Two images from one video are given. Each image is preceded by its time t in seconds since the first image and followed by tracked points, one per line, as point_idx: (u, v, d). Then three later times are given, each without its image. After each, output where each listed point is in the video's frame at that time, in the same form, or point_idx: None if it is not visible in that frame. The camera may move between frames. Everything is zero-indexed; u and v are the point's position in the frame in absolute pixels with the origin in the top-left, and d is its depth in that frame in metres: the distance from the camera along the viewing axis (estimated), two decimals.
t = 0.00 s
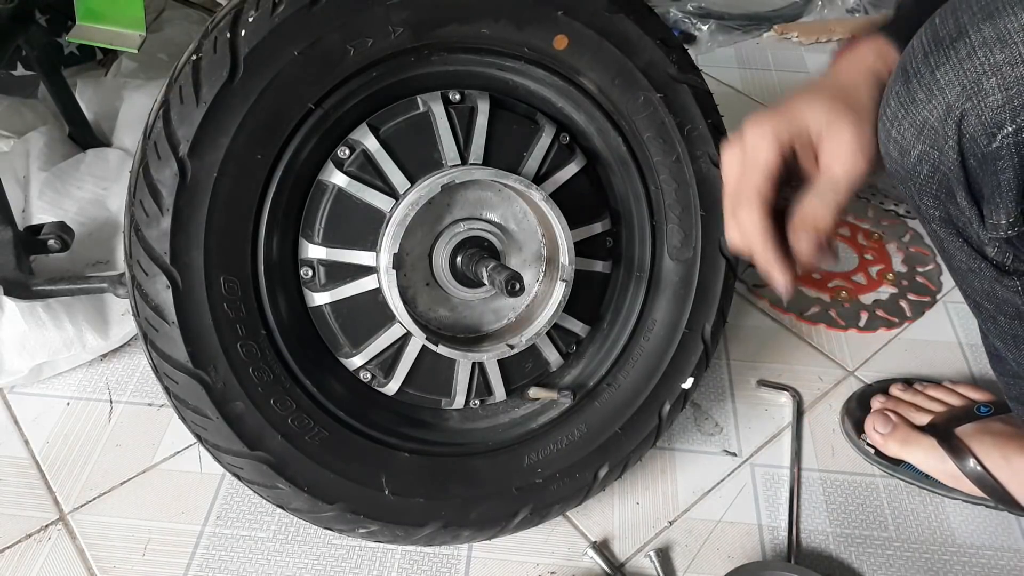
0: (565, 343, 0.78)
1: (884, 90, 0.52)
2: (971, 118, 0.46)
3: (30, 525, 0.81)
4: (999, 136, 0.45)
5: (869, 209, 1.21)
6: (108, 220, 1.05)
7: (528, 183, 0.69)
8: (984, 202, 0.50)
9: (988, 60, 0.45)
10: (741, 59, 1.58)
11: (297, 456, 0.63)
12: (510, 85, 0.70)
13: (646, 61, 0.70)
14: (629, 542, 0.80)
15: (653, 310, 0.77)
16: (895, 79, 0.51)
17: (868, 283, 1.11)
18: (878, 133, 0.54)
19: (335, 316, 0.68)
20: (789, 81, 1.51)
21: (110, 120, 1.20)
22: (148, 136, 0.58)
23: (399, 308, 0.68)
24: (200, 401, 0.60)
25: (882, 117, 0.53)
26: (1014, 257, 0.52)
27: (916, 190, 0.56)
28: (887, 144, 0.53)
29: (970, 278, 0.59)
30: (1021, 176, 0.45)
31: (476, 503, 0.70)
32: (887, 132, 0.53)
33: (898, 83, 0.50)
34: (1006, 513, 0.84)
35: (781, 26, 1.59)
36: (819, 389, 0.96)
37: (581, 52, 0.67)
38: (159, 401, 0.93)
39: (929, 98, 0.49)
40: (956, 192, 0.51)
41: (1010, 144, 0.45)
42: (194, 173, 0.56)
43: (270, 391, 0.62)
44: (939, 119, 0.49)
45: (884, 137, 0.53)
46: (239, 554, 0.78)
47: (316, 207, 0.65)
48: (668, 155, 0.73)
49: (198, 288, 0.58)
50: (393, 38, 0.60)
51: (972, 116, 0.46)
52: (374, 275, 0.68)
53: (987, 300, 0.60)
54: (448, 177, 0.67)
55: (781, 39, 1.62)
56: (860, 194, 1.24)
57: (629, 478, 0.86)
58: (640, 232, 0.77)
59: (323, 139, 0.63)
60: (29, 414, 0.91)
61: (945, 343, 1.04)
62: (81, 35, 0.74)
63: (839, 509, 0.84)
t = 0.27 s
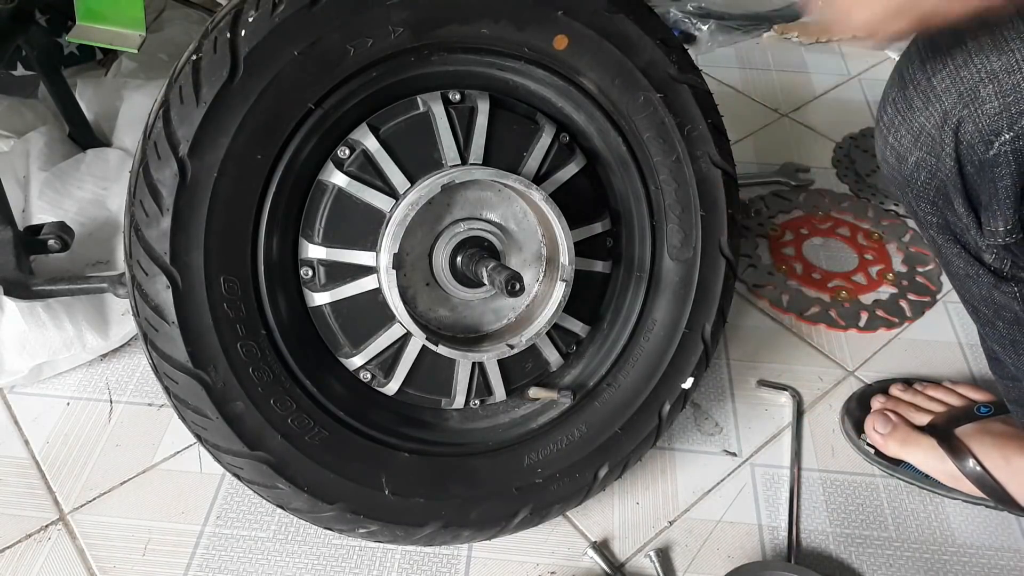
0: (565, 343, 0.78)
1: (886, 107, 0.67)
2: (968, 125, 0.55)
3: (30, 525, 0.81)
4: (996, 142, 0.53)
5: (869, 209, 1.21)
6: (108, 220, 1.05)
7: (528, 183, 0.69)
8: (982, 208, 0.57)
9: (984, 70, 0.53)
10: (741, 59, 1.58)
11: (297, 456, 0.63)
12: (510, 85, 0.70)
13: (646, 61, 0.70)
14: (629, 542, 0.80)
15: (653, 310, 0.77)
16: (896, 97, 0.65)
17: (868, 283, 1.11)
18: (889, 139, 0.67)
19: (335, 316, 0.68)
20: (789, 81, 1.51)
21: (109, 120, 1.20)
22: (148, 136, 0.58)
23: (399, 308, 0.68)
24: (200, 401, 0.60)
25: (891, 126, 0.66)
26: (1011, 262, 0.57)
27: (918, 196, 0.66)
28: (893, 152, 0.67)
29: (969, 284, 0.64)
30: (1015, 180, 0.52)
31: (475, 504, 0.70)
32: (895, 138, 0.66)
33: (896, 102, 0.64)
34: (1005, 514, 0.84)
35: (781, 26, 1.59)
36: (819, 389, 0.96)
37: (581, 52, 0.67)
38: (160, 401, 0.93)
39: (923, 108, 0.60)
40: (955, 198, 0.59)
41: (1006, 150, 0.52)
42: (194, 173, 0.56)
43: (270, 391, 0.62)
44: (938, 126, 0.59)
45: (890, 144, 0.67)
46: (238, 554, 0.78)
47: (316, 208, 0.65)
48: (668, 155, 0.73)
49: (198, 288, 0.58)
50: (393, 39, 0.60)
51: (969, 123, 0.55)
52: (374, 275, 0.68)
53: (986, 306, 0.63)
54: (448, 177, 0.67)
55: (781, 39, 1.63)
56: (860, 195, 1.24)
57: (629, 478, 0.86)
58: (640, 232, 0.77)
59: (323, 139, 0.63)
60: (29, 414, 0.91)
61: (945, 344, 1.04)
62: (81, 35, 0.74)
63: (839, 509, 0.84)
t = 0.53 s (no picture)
0: (565, 344, 0.78)
1: (888, 102, 0.64)
2: (972, 122, 0.53)
3: (30, 525, 0.81)
4: (1001, 140, 0.51)
5: (869, 209, 1.21)
6: (108, 220, 1.05)
7: (528, 183, 0.69)
8: (985, 206, 0.55)
9: (989, 65, 0.51)
10: (741, 59, 1.58)
11: (297, 456, 0.63)
12: (510, 85, 0.70)
13: (646, 61, 0.70)
14: (629, 542, 0.80)
15: (652, 309, 0.77)
16: (897, 92, 0.62)
17: (868, 283, 1.11)
18: (891, 136, 0.65)
19: (335, 316, 0.68)
20: (789, 81, 1.51)
21: (109, 120, 1.20)
22: (148, 136, 0.58)
23: (399, 308, 0.68)
24: (200, 401, 0.60)
25: (892, 123, 0.64)
26: (1014, 261, 0.56)
27: (920, 194, 0.64)
28: (895, 149, 0.65)
29: (970, 282, 0.63)
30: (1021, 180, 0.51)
31: (476, 503, 0.70)
32: (897, 136, 0.63)
33: (898, 99, 0.62)
34: (1005, 513, 0.84)
35: (781, 26, 1.61)
36: (819, 389, 0.96)
37: (581, 52, 0.67)
38: (160, 401, 0.93)
39: (928, 103, 0.58)
40: (959, 197, 0.58)
41: (1012, 148, 0.50)
42: (194, 173, 0.56)
43: (270, 391, 0.62)
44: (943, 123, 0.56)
45: (892, 142, 0.65)
46: (238, 554, 0.78)
47: (316, 208, 0.65)
48: (668, 155, 0.73)
49: (197, 288, 0.58)
50: (393, 39, 0.60)
51: (972, 120, 0.53)
52: (374, 275, 0.68)
53: (988, 304, 0.63)
54: (448, 177, 0.67)
55: (781, 38, 1.63)
56: (860, 195, 1.24)
57: (629, 478, 0.86)
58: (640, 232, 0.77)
59: (323, 139, 0.63)
60: (29, 414, 0.91)
61: (945, 343, 1.04)
62: (81, 35, 0.74)
63: (839, 509, 0.84)
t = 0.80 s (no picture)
0: (565, 344, 0.78)
1: (888, 105, 0.64)
2: (972, 127, 0.53)
3: (30, 525, 0.81)
4: (1000, 145, 0.51)
5: (869, 210, 1.21)
6: (108, 220, 1.05)
7: (528, 183, 0.69)
8: (985, 211, 0.55)
9: (989, 70, 0.51)
10: (741, 59, 1.58)
11: (297, 456, 0.63)
12: (510, 85, 0.70)
13: (646, 61, 0.70)
14: (629, 542, 0.80)
15: (653, 309, 0.77)
16: (897, 96, 0.62)
17: (868, 283, 1.11)
18: (891, 140, 0.65)
19: (335, 316, 0.68)
20: (789, 81, 1.51)
21: (109, 120, 1.20)
22: (148, 136, 0.58)
23: (399, 308, 0.68)
24: (200, 401, 0.60)
25: (893, 127, 0.64)
26: (1014, 265, 0.56)
27: (919, 198, 0.65)
28: (895, 154, 0.65)
29: (970, 286, 0.63)
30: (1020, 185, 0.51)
31: (476, 503, 0.70)
32: (897, 140, 0.64)
33: (898, 103, 0.62)
34: (1006, 514, 0.84)
35: (781, 26, 1.59)
36: (819, 389, 0.96)
37: (581, 52, 0.67)
38: (159, 401, 0.93)
39: (928, 107, 0.58)
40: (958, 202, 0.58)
41: (1011, 153, 0.51)
42: (194, 172, 0.56)
43: (270, 391, 0.62)
44: (943, 127, 0.57)
45: (892, 146, 0.65)
46: (238, 554, 0.78)
47: (316, 207, 0.65)
48: (668, 155, 0.73)
49: (198, 288, 0.58)
50: (393, 39, 0.60)
51: (972, 125, 0.53)
52: (374, 275, 0.68)
53: (987, 307, 0.63)
54: (448, 177, 0.67)
55: (781, 38, 1.63)
56: (860, 195, 1.24)
57: (629, 478, 0.86)
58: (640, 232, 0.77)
59: (323, 139, 0.63)
60: (29, 414, 0.91)
61: (946, 343, 1.04)
62: (81, 35, 0.74)
63: (839, 509, 0.84)
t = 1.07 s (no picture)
0: (565, 344, 0.78)
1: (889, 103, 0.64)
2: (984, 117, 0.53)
3: (30, 525, 0.81)
4: (1015, 134, 0.51)
5: (869, 210, 1.21)
6: (108, 220, 1.05)
7: (528, 183, 0.69)
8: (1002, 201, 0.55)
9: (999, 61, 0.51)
10: (741, 59, 1.58)
11: (297, 456, 0.63)
12: (510, 85, 0.70)
13: (646, 61, 0.70)
14: (629, 542, 0.80)
15: (653, 309, 0.77)
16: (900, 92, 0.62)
17: (868, 283, 1.11)
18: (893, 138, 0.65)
19: (335, 316, 0.68)
20: (789, 81, 1.51)
21: (109, 120, 1.20)
22: (148, 136, 0.58)
23: (399, 308, 0.68)
24: (200, 401, 0.60)
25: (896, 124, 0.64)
26: None
27: (931, 191, 0.62)
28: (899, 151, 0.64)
29: (981, 279, 0.62)
30: None
31: (476, 503, 0.70)
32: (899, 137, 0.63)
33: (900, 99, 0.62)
34: (1006, 514, 0.84)
35: (781, 26, 1.62)
36: (819, 389, 0.96)
37: (581, 52, 0.67)
38: (160, 401, 0.93)
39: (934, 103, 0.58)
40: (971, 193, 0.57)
41: None
42: (194, 173, 0.56)
43: (270, 391, 0.62)
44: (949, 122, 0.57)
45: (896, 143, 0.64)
46: (239, 554, 0.78)
47: (316, 207, 0.65)
48: (668, 155, 0.73)
49: (198, 287, 0.58)
50: (393, 39, 0.60)
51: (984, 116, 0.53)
52: (374, 275, 0.68)
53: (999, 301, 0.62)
54: (448, 177, 0.67)
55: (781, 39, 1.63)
56: (860, 195, 1.24)
57: (629, 478, 0.86)
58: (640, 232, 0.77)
59: (323, 139, 0.63)
60: (29, 414, 0.91)
61: (945, 343, 1.04)
62: (81, 35, 0.74)
63: (839, 509, 0.84)
